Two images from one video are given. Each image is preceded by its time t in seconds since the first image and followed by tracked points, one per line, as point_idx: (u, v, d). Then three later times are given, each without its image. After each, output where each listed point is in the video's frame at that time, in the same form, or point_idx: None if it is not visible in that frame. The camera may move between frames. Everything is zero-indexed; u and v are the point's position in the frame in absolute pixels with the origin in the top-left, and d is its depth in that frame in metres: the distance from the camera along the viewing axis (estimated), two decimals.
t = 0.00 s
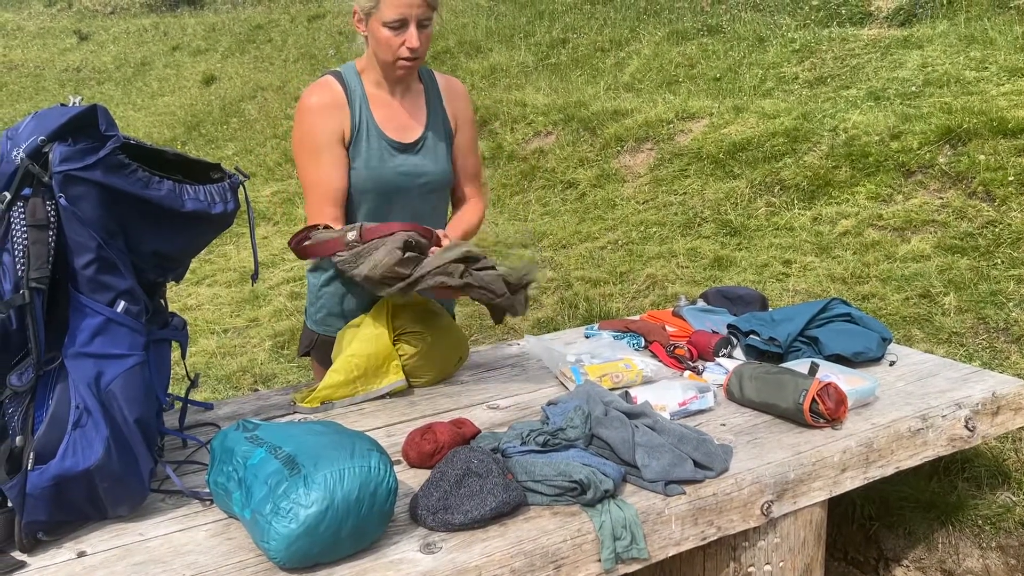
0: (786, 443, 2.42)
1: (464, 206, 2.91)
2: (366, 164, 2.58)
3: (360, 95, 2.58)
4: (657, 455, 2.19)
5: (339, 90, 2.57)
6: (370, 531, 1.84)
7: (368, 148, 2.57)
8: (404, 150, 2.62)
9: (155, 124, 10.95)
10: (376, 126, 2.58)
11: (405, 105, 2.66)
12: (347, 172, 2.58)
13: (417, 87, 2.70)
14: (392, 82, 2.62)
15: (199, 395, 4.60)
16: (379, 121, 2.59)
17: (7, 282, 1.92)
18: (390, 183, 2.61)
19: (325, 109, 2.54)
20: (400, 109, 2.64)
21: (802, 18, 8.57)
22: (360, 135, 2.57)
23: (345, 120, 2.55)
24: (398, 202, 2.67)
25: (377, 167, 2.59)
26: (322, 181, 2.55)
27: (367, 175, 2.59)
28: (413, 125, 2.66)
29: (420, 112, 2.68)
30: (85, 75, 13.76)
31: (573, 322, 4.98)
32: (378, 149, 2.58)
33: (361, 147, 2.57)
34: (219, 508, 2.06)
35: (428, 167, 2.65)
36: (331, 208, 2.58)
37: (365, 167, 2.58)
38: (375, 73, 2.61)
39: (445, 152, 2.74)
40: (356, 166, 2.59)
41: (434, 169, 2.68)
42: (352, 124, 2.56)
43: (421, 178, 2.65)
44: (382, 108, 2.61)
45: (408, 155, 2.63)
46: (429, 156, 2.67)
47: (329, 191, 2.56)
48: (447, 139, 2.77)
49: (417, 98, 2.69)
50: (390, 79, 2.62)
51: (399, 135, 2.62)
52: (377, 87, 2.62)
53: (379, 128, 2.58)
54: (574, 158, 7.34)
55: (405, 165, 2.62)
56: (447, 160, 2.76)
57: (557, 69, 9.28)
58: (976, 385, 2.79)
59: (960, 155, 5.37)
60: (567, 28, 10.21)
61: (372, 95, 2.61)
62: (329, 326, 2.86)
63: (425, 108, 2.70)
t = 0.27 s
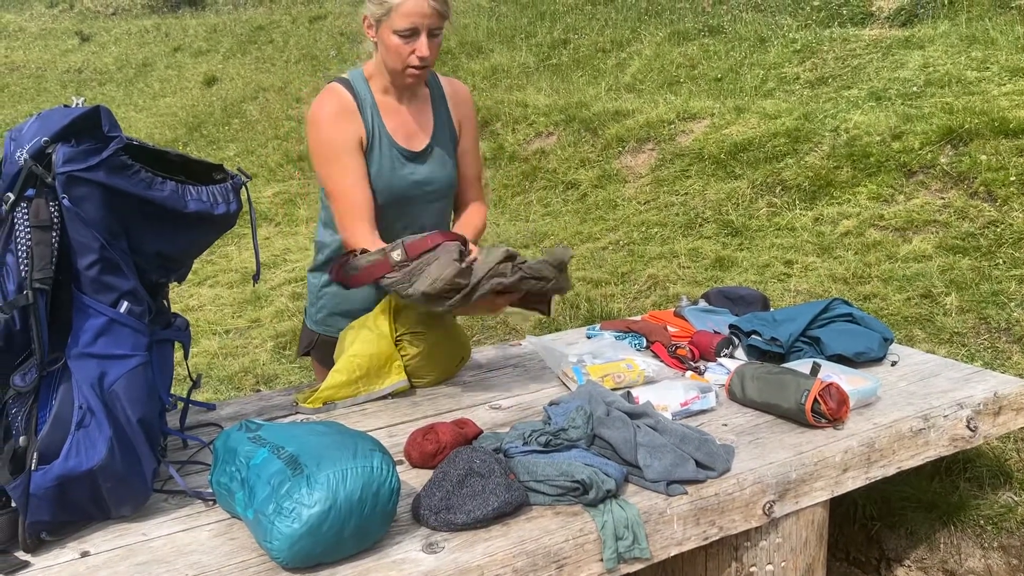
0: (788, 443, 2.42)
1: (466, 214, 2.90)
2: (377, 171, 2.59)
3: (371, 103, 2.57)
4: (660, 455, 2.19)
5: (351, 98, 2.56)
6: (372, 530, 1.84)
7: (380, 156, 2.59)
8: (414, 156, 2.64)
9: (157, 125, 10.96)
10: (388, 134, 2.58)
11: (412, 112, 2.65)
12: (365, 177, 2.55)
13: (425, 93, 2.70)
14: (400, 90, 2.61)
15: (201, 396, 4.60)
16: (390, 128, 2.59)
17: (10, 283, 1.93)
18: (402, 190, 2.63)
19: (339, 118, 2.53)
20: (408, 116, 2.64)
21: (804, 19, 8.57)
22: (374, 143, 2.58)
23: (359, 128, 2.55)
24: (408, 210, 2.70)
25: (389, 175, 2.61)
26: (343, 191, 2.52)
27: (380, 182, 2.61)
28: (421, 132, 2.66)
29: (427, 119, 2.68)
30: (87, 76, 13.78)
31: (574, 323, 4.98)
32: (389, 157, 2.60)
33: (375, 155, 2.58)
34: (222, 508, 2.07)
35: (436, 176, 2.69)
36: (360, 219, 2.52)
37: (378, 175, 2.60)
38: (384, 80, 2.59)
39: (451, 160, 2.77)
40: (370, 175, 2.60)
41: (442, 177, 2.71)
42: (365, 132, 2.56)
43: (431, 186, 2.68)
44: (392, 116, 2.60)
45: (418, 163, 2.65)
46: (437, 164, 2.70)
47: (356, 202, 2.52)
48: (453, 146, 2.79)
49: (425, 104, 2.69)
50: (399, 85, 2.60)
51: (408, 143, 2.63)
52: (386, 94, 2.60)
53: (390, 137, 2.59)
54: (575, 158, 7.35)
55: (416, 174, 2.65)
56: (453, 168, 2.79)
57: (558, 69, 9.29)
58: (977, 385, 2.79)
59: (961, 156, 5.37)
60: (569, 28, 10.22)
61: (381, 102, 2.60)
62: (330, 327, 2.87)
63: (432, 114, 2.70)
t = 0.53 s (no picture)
0: (788, 444, 2.42)
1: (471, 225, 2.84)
2: (384, 179, 2.57)
3: (384, 109, 2.53)
4: (660, 456, 2.19)
5: (365, 102, 2.50)
6: (374, 531, 1.85)
7: (387, 164, 2.56)
8: (422, 166, 2.61)
9: (158, 126, 10.98)
10: (398, 143, 2.55)
11: (425, 119, 2.61)
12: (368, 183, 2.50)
13: (438, 101, 2.66)
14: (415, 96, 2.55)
15: (203, 397, 4.61)
16: (401, 136, 2.55)
17: (12, 285, 1.94)
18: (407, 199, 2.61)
19: (351, 122, 2.48)
20: (419, 122, 2.60)
21: (804, 19, 8.57)
22: (383, 150, 2.54)
23: (368, 134, 2.50)
24: (411, 218, 2.68)
25: (395, 184, 2.58)
26: (344, 195, 2.46)
27: (385, 190, 2.58)
28: (432, 140, 2.63)
29: (440, 128, 2.64)
30: (88, 78, 13.80)
31: (575, 323, 4.99)
32: (397, 165, 2.57)
33: (383, 162, 2.55)
34: (224, 509, 2.07)
35: (444, 187, 2.66)
36: (358, 227, 2.45)
37: (384, 182, 2.57)
38: (401, 85, 2.53)
39: (461, 172, 2.74)
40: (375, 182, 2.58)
41: (449, 188, 2.69)
42: (374, 138, 2.52)
43: (437, 197, 2.66)
44: (404, 122, 2.56)
45: (426, 172, 2.63)
46: (444, 176, 2.67)
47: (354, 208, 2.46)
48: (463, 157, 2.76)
49: (438, 113, 2.66)
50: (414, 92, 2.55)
51: (418, 150, 2.60)
52: (400, 100, 2.55)
53: (400, 144, 2.55)
54: (576, 159, 7.36)
55: (423, 184, 2.63)
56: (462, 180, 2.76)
57: (559, 70, 9.30)
58: (978, 385, 2.80)
59: (962, 156, 5.38)
60: (569, 29, 10.23)
61: (395, 107, 2.55)
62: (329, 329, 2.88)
63: (444, 123, 2.66)
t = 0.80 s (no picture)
0: (787, 442, 2.43)
1: (471, 230, 2.88)
2: (387, 184, 2.58)
3: (388, 114, 2.55)
4: (659, 455, 2.20)
5: (369, 108, 2.53)
6: (373, 530, 1.86)
7: (389, 169, 2.57)
8: (426, 173, 2.62)
9: (159, 127, 10.98)
10: (402, 148, 2.56)
11: (429, 124, 2.64)
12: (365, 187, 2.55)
13: (442, 108, 2.68)
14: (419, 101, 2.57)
15: (203, 397, 4.61)
16: (405, 141, 2.57)
17: (12, 286, 1.94)
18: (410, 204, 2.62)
19: (355, 127, 2.51)
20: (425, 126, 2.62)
21: (804, 19, 8.57)
22: (385, 155, 2.56)
23: (371, 139, 2.53)
24: (413, 223, 2.69)
25: (397, 189, 2.60)
26: (339, 200, 2.53)
27: (386, 196, 2.59)
28: (435, 145, 2.65)
29: (443, 133, 2.67)
30: (89, 79, 13.81)
31: (575, 323, 5.00)
32: (399, 170, 2.58)
33: (386, 168, 2.56)
34: (224, 509, 2.08)
35: (447, 194, 2.67)
36: (351, 228, 2.55)
37: (385, 188, 2.59)
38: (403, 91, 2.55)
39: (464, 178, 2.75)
40: (378, 188, 2.59)
41: (452, 194, 2.70)
42: (377, 143, 2.54)
43: (441, 203, 2.67)
44: (407, 127, 2.58)
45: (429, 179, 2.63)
46: (448, 182, 2.67)
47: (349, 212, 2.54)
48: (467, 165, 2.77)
49: (441, 119, 2.68)
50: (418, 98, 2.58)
51: (421, 156, 2.61)
52: (404, 105, 2.58)
53: (403, 149, 2.56)
54: (576, 159, 7.36)
55: (426, 190, 2.63)
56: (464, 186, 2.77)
57: (559, 70, 9.30)
58: (977, 384, 2.80)
59: (961, 155, 5.37)
60: (569, 29, 10.23)
61: (398, 112, 2.57)
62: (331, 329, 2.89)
63: (447, 129, 2.68)
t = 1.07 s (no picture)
0: (787, 442, 2.43)
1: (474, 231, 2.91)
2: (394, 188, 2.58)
3: (391, 117, 2.54)
4: (659, 454, 2.20)
5: (372, 111, 2.52)
6: (373, 530, 1.86)
7: (399, 173, 2.56)
8: (432, 176, 2.62)
9: (159, 127, 10.99)
10: (407, 151, 2.55)
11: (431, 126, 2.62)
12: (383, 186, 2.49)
13: (444, 109, 2.67)
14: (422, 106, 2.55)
15: (203, 398, 4.62)
16: (408, 144, 2.56)
17: (12, 286, 1.94)
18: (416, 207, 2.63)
19: (362, 131, 2.49)
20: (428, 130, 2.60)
21: (804, 18, 8.57)
22: (393, 160, 2.55)
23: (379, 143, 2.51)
24: (422, 223, 2.71)
25: (407, 193, 2.60)
26: (361, 205, 2.47)
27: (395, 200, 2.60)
28: (439, 147, 2.64)
29: (446, 134, 2.66)
30: (90, 80, 13.82)
31: (575, 323, 5.00)
32: (407, 173, 2.58)
33: (396, 172, 2.56)
34: (223, 509, 2.08)
35: (454, 194, 2.69)
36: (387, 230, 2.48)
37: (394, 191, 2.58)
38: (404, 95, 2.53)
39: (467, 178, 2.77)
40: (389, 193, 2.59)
41: (458, 194, 2.72)
42: (385, 148, 2.53)
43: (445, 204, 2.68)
44: (411, 131, 2.57)
45: (436, 180, 2.64)
46: (451, 183, 2.69)
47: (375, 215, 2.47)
48: (469, 164, 2.79)
49: (443, 121, 2.66)
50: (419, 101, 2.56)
51: (424, 159, 2.60)
52: (406, 108, 2.56)
53: (410, 153, 2.56)
54: (576, 159, 7.36)
55: (435, 193, 2.65)
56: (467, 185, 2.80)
57: (559, 70, 9.30)
58: (977, 383, 2.80)
59: (961, 155, 5.37)
60: (569, 29, 10.24)
61: (402, 117, 2.56)
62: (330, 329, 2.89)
63: (450, 130, 2.68)
